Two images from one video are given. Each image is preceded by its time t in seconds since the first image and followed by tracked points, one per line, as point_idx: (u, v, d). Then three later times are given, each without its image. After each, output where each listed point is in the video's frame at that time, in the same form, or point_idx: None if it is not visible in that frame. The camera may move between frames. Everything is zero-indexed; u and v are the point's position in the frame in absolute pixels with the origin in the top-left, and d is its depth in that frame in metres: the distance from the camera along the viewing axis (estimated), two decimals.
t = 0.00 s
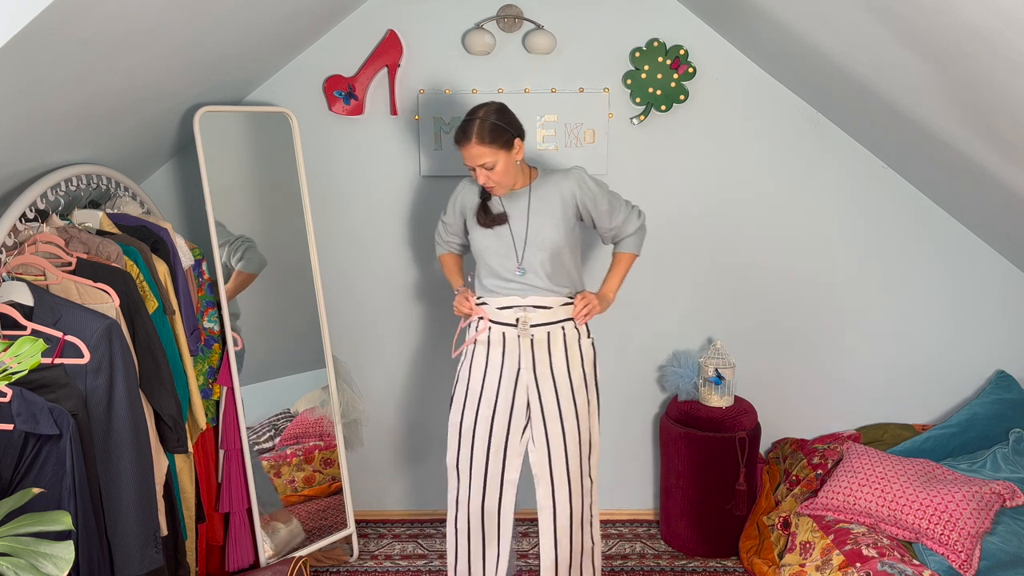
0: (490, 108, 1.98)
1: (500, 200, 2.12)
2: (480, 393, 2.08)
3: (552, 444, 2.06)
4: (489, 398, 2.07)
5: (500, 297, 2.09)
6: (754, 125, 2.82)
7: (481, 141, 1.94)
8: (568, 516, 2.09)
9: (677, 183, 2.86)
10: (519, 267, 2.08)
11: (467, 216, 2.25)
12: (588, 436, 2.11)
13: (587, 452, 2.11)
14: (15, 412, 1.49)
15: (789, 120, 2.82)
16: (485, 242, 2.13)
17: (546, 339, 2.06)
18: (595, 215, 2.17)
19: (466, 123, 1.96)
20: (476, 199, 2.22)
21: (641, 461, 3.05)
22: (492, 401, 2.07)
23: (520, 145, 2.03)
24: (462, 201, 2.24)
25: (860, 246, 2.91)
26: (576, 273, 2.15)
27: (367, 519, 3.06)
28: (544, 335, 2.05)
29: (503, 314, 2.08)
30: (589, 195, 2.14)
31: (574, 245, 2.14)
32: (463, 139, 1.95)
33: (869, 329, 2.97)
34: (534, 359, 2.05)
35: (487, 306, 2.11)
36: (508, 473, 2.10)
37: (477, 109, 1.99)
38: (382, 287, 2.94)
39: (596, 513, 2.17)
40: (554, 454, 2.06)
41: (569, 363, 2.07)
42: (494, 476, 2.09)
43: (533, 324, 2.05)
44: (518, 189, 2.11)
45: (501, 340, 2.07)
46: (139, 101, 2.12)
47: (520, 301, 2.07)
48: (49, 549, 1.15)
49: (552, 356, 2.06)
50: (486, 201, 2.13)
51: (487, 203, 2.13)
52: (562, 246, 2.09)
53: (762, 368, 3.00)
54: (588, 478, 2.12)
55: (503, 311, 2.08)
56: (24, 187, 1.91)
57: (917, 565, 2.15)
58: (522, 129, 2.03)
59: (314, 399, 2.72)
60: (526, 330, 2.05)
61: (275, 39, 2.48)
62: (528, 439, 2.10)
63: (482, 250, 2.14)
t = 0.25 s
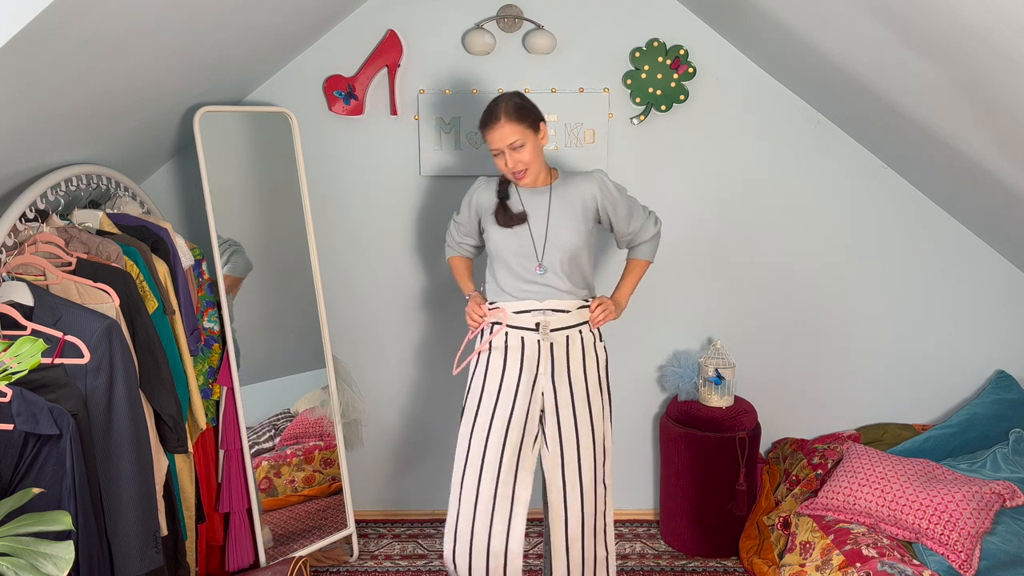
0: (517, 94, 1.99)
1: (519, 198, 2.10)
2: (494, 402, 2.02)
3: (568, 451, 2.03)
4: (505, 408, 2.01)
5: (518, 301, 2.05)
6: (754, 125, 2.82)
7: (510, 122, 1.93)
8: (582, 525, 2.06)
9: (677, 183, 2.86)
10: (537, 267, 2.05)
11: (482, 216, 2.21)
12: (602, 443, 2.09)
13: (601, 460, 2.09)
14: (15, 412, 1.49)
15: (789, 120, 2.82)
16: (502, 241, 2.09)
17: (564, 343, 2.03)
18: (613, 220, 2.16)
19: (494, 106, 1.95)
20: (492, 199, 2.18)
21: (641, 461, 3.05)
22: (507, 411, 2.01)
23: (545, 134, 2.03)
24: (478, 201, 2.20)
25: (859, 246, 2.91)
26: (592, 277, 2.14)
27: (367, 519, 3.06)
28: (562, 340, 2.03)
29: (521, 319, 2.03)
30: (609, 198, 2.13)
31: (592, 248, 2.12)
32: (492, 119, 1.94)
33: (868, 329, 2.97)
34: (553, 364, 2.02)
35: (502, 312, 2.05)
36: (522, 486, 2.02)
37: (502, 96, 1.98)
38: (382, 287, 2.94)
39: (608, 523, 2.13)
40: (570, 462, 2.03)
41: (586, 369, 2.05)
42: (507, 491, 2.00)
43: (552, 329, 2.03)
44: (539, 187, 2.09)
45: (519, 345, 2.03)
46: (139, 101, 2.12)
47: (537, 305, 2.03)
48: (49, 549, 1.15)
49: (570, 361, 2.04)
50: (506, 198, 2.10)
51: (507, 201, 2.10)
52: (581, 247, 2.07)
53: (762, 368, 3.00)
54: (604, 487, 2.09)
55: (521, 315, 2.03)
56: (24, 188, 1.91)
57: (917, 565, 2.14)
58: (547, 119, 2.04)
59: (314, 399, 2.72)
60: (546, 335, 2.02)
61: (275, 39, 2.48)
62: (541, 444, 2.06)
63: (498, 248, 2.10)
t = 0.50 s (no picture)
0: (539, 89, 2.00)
1: (529, 192, 2.06)
2: (500, 411, 1.98)
3: (574, 453, 2.03)
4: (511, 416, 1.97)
5: (514, 309, 2.01)
6: (754, 125, 2.82)
7: (531, 112, 1.93)
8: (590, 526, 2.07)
9: (677, 183, 2.86)
10: (542, 266, 2.03)
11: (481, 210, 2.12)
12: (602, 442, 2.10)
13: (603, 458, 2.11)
14: (15, 412, 1.49)
15: (789, 120, 2.82)
16: (507, 237, 2.04)
17: (563, 350, 2.01)
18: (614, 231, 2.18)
19: (516, 96, 1.96)
20: (496, 195, 2.09)
21: (641, 461, 3.05)
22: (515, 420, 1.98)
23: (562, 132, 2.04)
24: (482, 194, 2.10)
25: (860, 247, 2.91)
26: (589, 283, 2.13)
27: (367, 519, 3.05)
28: (563, 345, 2.01)
29: (519, 326, 1.99)
30: (614, 209, 2.15)
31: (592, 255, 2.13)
32: (514, 106, 1.94)
33: (868, 329, 2.97)
34: (555, 370, 2.00)
35: (500, 320, 2.01)
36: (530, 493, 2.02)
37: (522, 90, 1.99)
38: (382, 287, 2.94)
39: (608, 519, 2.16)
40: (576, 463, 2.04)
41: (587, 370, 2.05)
42: (514, 497, 2.01)
43: (553, 335, 2.00)
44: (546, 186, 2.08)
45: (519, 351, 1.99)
46: (139, 101, 2.12)
47: (536, 311, 2.00)
48: (49, 549, 1.15)
49: (571, 365, 2.02)
50: (516, 191, 2.05)
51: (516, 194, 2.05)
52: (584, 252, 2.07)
53: (762, 369, 3.00)
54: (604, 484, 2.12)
55: (517, 323, 1.99)
56: (24, 188, 1.91)
57: (917, 565, 2.14)
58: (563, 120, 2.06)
59: (314, 399, 2.72)
60: (548, 341, 1.99)
61: (275, 39, 2.48)
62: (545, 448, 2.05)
63: (502, 243, 2.04)
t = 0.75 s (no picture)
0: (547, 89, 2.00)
1: (529, 186, 2.05)
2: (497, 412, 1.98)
3: (571, 451, 2.04)
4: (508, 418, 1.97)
5: (509, 310, 1.99)
6: (754, 125, 2.82)
7: (540, 113, 1.92)
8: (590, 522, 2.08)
9: (677, 183, 2.86)
10: (541, 261, 2.03)
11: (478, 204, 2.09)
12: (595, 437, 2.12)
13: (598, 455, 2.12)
14: (15, 412, 1.49)
15: (789, 120, 2.82)
16: (507, 232, 2.02)
17: (558, 349, 2.01)
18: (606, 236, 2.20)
19: (527, 95, 1.95)
20: (496, 189, 2.07)
21: (641, 461, 3.05)
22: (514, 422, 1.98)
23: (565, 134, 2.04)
24: (482, 189, 2.07)
25: (860, 246, 2.91)
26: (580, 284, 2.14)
27: (367, 519, 3.05)
28: (558, 346, 2.01)
29: (515, 326, 1.98)
30: (609, 215, 2.17)
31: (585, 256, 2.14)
32: (521, 105, 1.92)
33: (868, 329, 2.97)
34: (551, 370, 2.00)
35: (495, 320, 2.00)
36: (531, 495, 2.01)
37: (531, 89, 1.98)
38: (382, 287, 2.94)
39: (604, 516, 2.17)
40: (574, 461, 2.05)
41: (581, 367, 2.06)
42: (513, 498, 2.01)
43: (549, 335, 1.99)
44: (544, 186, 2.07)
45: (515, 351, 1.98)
46: (140, 101, 2.12)
47: (532, 310, 1.99)
48: (49, 549, 1.15)
49: (566, 364, 2.02)
50: (516, 186, 2.03)
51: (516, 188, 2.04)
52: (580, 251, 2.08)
53: (762, 368, 3.00)
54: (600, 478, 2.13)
55: (513, 323, 1.98)
56: (24, 188, 1.91)
57: (917, 565, 2.14)
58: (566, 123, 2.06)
59: (314, 399, 2.73)
60: (543, 342, 1.98)
61: (275, 39, 2.48)
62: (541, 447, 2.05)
63: (500, 237, 2.02)
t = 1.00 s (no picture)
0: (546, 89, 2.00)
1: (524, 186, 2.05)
2: (490, 412, 1.98)
3: (564, 451, 2.03)
4: (500, 415, 1.97)
5: (506, 306, 1.99)
6: (754, 125, 2.82)
7: (538, 114, 1.93)
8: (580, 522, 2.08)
9: (677, 183, 2.86)
10: (537, 260, 2.02)
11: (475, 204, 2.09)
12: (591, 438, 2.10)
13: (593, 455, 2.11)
14: (15, 412, 1.49)
15: (789, 120, 2.82)
16: (502, 232, 2.03)
17: (554, 348, 2.00)
18: (606, 233, 2.18)
19: (525, 95, 1.95)
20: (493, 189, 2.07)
21: (641, 461, 3.05)
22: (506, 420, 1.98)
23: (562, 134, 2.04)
24: (478, 190, 2.07)
25: (859, 246, 2.91)
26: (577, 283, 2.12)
27: (368, 519, 3.05)
28: (553, 345, 2.00)
29: (511, 323, 1.98)
30: (607, 212, 2.15)
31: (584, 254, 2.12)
32: (519, 104, 1.93)
33: (868, 329, 2.97)
34: (545, 369, 1.99)
35: (491, 316, 2.00)
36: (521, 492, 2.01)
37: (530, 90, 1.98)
38: (383, 287, 2.94)
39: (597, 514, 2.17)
40: (566, 461, 2.04)
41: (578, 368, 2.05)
42: (506, 496, 2.01)
43: (544, 334, 1.99)
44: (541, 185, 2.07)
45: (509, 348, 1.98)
46: (139, 101, 2.12)
47: (527, 308, 1.99)
48: (49, 549, 1.15)
49: (561, 364, 2.01)
50: (512, 186, 2.04)
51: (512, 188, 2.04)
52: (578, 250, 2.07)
53: (762, 369, 3.00)
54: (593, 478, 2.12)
55: (510, 320, 1.98)
56: (24, 188, 1.91)
57: (917, 565, 2.14)
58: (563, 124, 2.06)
59: (314, 399, 2.73)
60: (538, 340, 1.98)
61: (275, 39, 2.48)
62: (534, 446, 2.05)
63: (496, 237, 2.03)
